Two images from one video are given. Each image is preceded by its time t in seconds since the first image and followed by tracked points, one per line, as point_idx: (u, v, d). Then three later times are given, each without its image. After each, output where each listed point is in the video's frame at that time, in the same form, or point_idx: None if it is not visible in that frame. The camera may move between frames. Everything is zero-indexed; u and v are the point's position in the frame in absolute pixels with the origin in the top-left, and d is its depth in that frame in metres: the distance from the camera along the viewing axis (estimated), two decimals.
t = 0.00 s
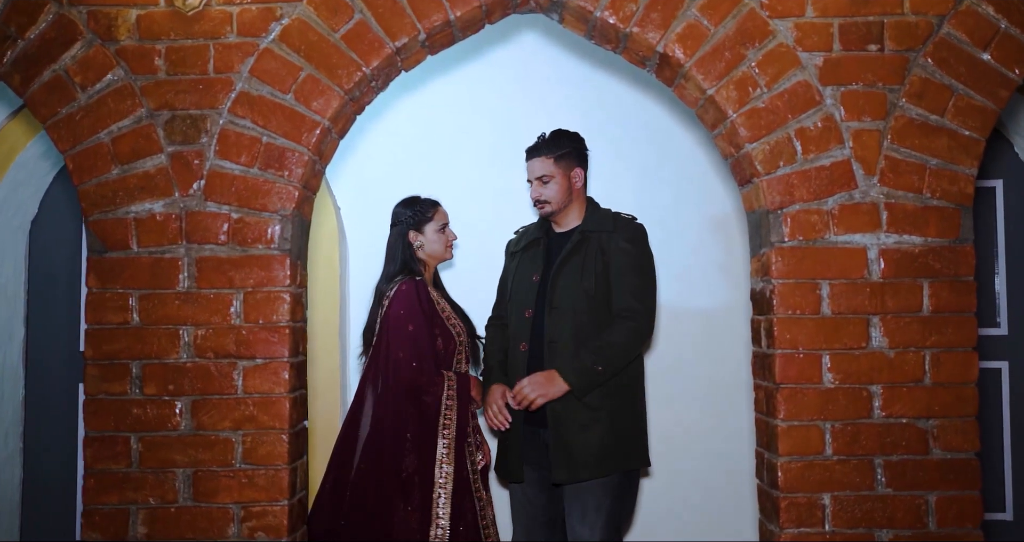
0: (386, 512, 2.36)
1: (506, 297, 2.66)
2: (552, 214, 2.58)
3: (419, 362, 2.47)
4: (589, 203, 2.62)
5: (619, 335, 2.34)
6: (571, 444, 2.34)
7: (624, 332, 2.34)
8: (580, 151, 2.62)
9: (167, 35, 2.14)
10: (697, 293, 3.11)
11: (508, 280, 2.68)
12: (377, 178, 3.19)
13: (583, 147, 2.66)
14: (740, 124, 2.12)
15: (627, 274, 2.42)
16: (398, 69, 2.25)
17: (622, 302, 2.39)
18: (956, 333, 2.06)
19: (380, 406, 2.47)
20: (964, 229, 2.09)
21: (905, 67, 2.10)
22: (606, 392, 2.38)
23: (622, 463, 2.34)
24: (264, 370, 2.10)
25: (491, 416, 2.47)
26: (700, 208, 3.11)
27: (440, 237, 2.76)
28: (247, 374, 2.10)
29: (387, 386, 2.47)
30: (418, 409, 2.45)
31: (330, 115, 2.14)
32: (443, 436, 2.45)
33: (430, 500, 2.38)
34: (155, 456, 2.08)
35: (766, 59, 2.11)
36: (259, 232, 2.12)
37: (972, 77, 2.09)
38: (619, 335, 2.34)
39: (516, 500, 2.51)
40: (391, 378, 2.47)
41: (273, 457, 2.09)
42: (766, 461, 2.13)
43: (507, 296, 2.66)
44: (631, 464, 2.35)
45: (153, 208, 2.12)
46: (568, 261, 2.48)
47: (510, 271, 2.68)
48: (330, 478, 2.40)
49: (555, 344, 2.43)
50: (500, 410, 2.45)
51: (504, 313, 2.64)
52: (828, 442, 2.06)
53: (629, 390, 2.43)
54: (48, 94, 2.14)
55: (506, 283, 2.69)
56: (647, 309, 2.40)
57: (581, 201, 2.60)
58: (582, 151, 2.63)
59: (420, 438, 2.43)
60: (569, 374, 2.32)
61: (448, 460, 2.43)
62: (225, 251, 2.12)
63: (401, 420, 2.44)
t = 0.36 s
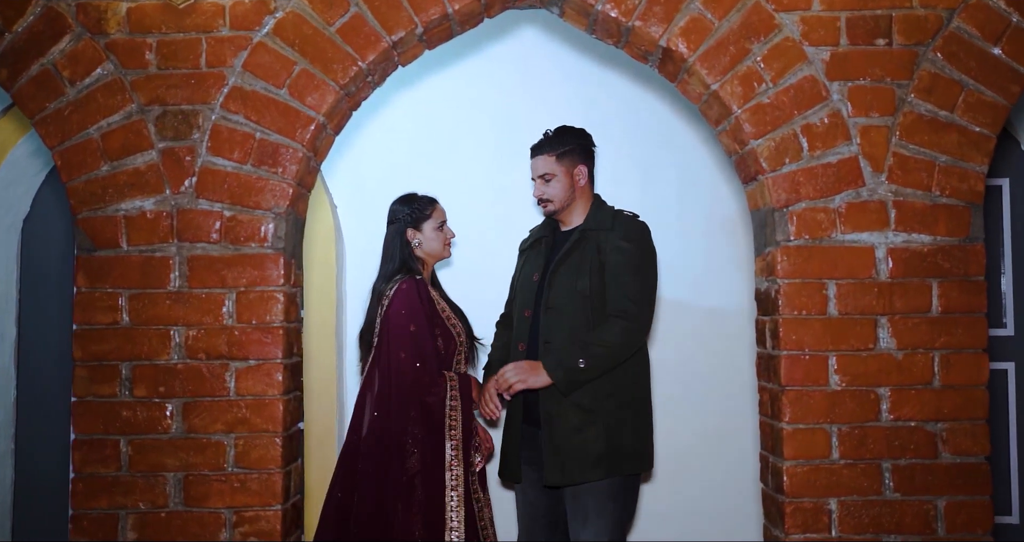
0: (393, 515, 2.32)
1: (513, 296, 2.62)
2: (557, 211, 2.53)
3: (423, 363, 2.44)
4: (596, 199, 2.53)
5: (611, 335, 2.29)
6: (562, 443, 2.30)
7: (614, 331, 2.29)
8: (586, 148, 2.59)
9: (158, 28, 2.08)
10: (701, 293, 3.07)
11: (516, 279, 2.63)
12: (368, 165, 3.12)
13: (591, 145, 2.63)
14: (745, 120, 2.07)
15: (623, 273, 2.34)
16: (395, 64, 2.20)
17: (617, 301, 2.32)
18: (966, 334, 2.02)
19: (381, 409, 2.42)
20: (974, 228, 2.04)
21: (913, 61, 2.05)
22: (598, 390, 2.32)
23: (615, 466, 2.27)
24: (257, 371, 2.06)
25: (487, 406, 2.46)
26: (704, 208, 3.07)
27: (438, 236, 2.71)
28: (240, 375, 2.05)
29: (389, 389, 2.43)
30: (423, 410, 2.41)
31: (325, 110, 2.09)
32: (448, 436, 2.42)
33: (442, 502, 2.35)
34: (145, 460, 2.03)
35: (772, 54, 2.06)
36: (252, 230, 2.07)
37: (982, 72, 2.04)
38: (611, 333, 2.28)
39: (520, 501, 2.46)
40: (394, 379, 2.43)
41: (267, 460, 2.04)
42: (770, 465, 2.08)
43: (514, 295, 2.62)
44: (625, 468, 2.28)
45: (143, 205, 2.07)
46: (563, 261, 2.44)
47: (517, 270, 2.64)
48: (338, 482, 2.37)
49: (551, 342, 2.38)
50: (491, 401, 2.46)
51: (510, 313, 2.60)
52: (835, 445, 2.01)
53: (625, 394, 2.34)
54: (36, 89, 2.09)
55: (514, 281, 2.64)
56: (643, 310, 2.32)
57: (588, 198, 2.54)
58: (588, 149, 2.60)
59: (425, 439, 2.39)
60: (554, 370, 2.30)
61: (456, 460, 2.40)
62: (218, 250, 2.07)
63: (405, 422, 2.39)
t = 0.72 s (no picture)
0: (401, 521, 2.29)
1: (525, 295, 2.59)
2: (561, 209, 2.48)
3: (424, 365, 2.39)
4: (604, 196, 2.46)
5: (603, 334, 2.19)
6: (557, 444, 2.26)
7: (603, 330, 2.19)
8: (593, 143, 2.49)
9: (149, 22, 2.04)
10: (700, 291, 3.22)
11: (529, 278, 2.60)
12: (370, 159, 3.19)
13: (600, 138, 2.52)
14: (750, 115, 2.02)
15: (617, 270, 2.24)
16: (392, 58, 2.16)
17: (612, 300, 2.22)
18: (978, 335, 1.97)
19: (384, 412, 2.38)
20: (986, 225, 1.99)
21: (923, 55, 2.00)
22: (592, 393, 2.25)
23: (609, 471, 2.20)
24: (251, 373, 2.01)
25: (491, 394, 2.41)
26: (709, 209, 3.20)
27: (439, 235, 2.66)
28: (233, 377, 2.00)
29: (391, 392, 2.38)
30: (427, 413, 2.36)
31: (321, 106, 2.05)
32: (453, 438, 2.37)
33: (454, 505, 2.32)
34: (136, 464, 1.98)
35: (778, 47, 2.01)
36: (245, 228, 2.02)
37: (994, 65, 1.99)
38: (604, 333, 2.18)
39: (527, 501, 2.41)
40: (396, 382, 2.38)
41: (261, 464, 1.99)
42: (777, 468, 2.03)
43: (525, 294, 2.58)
44: (620, 473, 2.20)
45: (134, 203, 2.03)
46: (565, 259, 2.40)
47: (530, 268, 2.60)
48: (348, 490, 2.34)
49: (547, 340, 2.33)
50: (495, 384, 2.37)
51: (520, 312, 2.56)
52: (843, 448, 1.96)
53: (620, 397, 2.25)
54: (25, 84, 2.04)
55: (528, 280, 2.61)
56: (641, 309, 2.23)
57: (592, 196, 2.47)
58: (596, 143, 2.50)
59: (430, 442, 2.35)
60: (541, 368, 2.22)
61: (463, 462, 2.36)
62: (211, 249, 2.02)
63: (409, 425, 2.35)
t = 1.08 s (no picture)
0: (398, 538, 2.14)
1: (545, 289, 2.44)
2: (573, 200, 2.33)
3: (418, 373, 2.19)
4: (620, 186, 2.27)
5: (570, 333, 2.03)
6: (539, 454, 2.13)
7: (565, 330, 2.04)
8: (609, 130, 2.28)
9: None
10: (711, 287, 3.10)
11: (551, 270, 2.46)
12: (360, 146, 3.10)
13: (620, 124, 2.31)
14: (766, 98, 1.86)
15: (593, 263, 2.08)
16: (377, 37, 2.00)
17: (584, 295, 2.06)
18: (1015, 337, 1.81)
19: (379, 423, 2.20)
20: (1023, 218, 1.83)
21: (955, 32, 1.84)
22: (574, 396, 2.10)
23: (588, 481, 2.05)
24: (223, 378, 1.84)
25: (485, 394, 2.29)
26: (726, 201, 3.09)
27: (438, 230, 2.47)
28: (203, 383, 1.84)
29: (385, 402, 2.19)
30: (423, 426, 2.18)
31: (299, 87, 1.88)
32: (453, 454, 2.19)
33: (456, 526, 2.16)
34: (98, 477, 1.82)
35: (796, 24, 1.85)
36: (217, 220, 1.86)
37: None
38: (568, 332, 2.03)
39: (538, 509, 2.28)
40: (388, 391, 2.19)
41: (234, 477, 1.83)
42: (795, 481, 1.88)
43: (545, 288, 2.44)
44: (600, 484, 2.05)
45: (96, 193, 1.86)
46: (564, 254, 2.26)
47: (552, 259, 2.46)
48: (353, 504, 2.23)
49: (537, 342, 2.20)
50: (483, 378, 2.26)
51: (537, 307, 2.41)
52: (868, 460, 1.80)
53: (602, 401, 2.08)
54: None
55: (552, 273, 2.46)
56: (619, 306, 2.05)
57: (606, 186, 2.29)
58: (614, 131, 2.29)
59: (428, 458, 2.18)
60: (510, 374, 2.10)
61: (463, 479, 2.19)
62: (179, 243, 1.86)
63: (404, 439, 2.17)
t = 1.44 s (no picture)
0: None
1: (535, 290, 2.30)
2: (557, 194, 2.18)
3: (410, 381, 2.02)
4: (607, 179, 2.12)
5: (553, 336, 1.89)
6: (529, 468, 1.98)
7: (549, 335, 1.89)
8: (594, 118, 2.13)
9: None
10: (712, 288, 2.95)
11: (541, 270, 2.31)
12: (342, 136, 2.94)
13: (604, 111, 2.16)
14: (783, 80, 1.70)
15: (575, 261, 1.93)
16: (359, 15, 1.84)
17: (568, 295, 1.91)
18: None
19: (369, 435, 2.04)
20: None
21: (988, 8, 1.69)
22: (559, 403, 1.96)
23: (574, 494, 1.90)
24: (187, 386, 1.68)
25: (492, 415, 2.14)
26: (732, 195, 2.94)
27: (430, 224, 2.31)
28: (166, 392, 1.68)
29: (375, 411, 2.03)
30: (414, 438, 2.01)
31: (273, 68, 1.73)
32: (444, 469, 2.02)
33: None
34: (50, 496, 1.67)
35: None
36: (182, 214, 1.70)
37: None
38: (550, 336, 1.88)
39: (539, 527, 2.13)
40: (378, 400, 2.03)
41: (199, 496, 1.67)
42: (812, 498, 1.72)
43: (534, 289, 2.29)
44: (588, 498, 1.89)
45: (48, 184, 1.70)
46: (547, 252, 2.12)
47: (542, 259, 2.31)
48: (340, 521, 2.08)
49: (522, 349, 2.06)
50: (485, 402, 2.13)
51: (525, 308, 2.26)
52: (895, 477, 1.64)
53: (586, 408, 1.93)
54: None
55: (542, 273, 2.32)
56: (608, 307, 1.89)
57: (591, 180, 2.14)
58: (599, 119, 2.14)
59: (419, 473, 2.00)
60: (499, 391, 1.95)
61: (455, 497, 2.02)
62: (140, 239, 1.70)
63: (394, 453, 2.00)
